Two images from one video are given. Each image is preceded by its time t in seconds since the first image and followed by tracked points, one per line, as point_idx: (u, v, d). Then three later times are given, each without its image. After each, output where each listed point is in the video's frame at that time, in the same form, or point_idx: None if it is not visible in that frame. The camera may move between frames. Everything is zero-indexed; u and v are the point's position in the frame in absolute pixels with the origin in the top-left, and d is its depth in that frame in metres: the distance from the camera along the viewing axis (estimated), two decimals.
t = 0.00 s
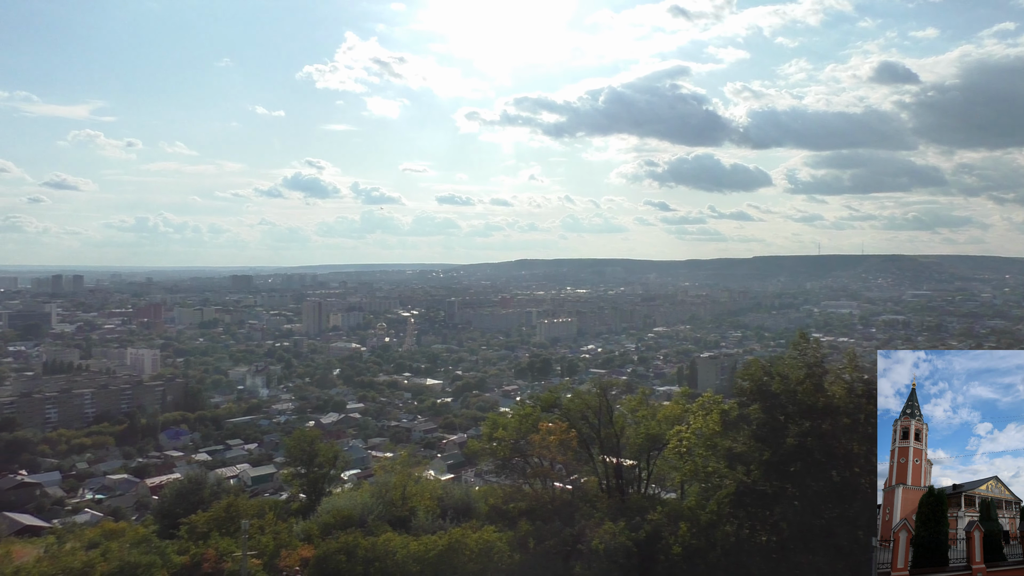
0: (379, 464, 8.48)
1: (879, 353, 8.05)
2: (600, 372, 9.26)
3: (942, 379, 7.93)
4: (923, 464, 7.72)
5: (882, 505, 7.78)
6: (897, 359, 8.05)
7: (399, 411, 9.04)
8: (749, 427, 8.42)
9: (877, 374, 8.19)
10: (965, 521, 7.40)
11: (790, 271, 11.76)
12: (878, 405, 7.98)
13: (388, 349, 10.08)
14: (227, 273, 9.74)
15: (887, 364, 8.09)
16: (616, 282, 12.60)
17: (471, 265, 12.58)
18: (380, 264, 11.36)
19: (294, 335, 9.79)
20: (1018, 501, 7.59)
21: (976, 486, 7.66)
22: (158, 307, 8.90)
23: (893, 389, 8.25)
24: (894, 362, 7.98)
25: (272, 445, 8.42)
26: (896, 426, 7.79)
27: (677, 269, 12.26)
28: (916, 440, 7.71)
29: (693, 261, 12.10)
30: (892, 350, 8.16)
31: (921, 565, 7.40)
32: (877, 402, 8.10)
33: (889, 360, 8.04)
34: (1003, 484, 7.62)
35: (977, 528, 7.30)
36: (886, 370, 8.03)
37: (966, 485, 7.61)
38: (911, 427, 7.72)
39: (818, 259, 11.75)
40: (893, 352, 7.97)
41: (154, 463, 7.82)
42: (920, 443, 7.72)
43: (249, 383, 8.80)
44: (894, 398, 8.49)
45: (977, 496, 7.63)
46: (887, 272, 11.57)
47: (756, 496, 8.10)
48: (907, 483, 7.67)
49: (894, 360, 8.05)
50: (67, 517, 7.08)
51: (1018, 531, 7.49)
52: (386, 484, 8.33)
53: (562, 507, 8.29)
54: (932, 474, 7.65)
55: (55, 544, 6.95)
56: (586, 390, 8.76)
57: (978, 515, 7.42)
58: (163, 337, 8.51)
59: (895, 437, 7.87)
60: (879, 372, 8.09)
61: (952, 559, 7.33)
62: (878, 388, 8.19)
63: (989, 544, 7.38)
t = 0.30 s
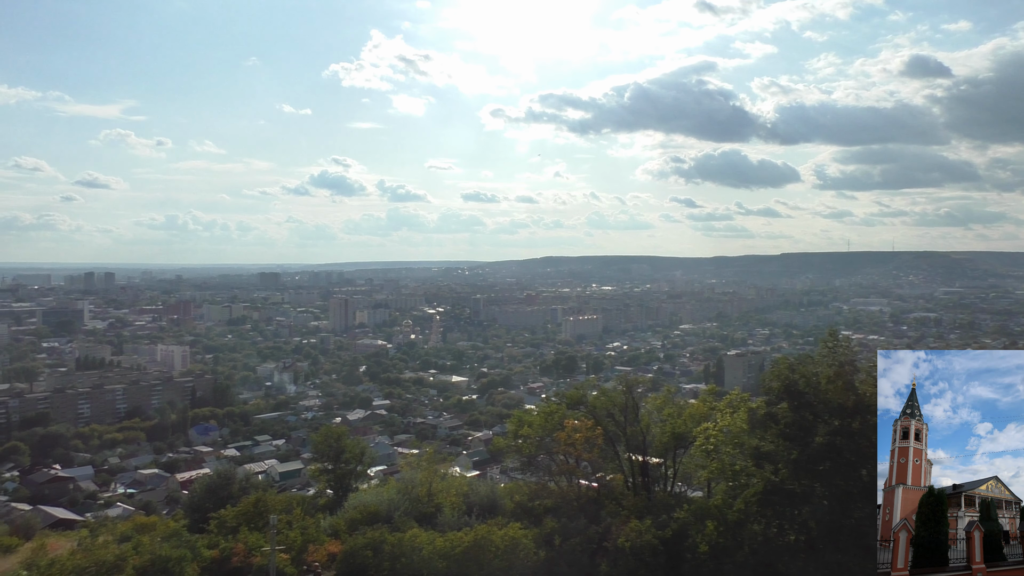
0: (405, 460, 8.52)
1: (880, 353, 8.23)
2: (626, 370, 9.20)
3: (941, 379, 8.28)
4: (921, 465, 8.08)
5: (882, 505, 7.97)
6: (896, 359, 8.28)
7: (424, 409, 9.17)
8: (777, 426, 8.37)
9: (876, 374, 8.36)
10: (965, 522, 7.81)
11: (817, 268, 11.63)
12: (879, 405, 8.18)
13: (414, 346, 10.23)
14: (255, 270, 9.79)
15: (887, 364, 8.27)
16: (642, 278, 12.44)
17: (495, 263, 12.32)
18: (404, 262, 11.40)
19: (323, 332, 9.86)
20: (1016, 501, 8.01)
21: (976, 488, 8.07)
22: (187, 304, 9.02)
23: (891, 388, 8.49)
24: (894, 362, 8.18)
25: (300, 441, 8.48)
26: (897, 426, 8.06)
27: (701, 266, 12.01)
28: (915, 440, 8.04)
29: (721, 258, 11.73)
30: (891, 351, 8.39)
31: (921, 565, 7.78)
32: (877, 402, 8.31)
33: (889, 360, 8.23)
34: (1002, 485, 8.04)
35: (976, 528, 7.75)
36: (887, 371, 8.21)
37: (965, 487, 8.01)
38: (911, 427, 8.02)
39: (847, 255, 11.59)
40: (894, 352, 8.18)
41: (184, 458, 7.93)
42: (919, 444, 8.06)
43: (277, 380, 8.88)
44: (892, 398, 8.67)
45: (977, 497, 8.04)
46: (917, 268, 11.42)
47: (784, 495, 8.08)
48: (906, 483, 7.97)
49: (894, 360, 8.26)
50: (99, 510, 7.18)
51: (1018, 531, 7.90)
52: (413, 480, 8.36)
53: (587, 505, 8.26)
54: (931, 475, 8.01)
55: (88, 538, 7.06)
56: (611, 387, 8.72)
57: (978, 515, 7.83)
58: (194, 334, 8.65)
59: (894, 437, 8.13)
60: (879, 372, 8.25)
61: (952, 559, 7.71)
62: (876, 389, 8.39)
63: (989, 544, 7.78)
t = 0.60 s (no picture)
0: (428, 459, 8.53)
1: (880, 353, 8.21)
2: (650, 368, 9.18)
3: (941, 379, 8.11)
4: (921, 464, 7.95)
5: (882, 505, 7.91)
6: (896, 359, 8.26)
7: (448, 407, 9.22)
8: (804, 425, 8.34)
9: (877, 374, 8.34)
10: (965, 521, 7.63)
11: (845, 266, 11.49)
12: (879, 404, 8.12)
13: (437, 344, 10.26)
14: (281, 269, 9.93)
15: (887, 365, 8.27)
16: (667, 277, 12.05)
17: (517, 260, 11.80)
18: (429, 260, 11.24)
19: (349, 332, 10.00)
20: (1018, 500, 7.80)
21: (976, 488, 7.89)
22: (213, 302, 9.23)
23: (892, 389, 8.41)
24: (894, 362, 8.15)
25: (324, 438, 8.57)
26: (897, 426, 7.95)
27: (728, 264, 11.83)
28: (916, 440, 7.90)
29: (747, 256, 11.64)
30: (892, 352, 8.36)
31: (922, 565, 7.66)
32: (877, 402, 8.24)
33: (889, 359, 8.20)
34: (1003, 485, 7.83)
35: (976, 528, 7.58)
36: (886, 370, 8.20)
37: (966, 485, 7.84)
38: (911, 427, 7.89)
39: (876, 252, 11.38)
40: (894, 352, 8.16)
41: (211, 455, 8.03)
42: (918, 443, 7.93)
43: (302, 377, 9.02)
44: (893, 400, 8.58)
45: (978, 496, 7.85)
46: (947, 266, 11.25)
47: (811, 496, 8.03)
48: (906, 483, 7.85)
49: (894, 360, 8.23)
50: (128, 506, 7.28)
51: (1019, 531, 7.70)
52: (436, 478, 8.37)
53: (611, 504, 8.21)
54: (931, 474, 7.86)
55: (118, 533, 7.11)
56: (635, 386, 8.68)
57: (978, 515, 7.65)
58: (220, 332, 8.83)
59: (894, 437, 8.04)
60: (879, 372, 8.25)
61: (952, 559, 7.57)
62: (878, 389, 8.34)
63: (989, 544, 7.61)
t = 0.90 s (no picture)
0: (452, 457, 8.56)
1: (879, 353, 8.10)
2: (674, 368, 9.18)
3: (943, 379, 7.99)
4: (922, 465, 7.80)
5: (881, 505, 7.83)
6: (897, 359, 8.12)
7: (472, 406, 9.31)
8: (830, 425, 8.31)
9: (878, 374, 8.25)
10: (964, 521, 7.50)
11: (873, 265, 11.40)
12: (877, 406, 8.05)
13: (460, 343, 10.36)
14: (305, 268, 10.29)
15: (887, 364, 8.14)
16: (690, 275, 12.16)
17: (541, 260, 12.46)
18: (453, 259, 11.44)
19: (371, 330, 10.15)
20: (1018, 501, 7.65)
21: (973, 488, 7.75)
22: (239, 301, 9.38)
23: (893, 389, 8.32)
24: (894, 362, 8.04)
25: (349, 436, 8.68)
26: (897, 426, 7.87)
27: (751, 261, 11.89)
28: (916, 440, 7.77)
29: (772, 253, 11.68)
30: (893, 351, 8.24)
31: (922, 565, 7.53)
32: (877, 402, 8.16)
33: (889, 359, 8.09)
34: (1001, 486, 7.68)
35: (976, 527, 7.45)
36: (886, 370, 8.08)
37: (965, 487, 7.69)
38: (910, 427, 7.78)
39: (902, 250, 11.27)
40: (893, 352, 8.05)
41: (237, 452, 8.14)
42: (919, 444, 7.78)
43: (326, 375, 9.14)
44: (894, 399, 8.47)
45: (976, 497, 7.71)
46: (979, 265, 11.09)
47: (837, 496, 7.97)
48: (907, 483, 7.74)
49: (894, 360, 8.11)
50: (157, 503, 7.31)
51: (1019, 532, 7.56)
52: (460, 476, 8.36)
53: (636, 504, 8.14)
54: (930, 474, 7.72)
55: (147, 529, 7.15)
56: (659, 385, 8.66)
57: (978, 515, 7.52)
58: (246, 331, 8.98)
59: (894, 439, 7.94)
60: (879, 372, 8.13)
61: (951, 560, 7.43)
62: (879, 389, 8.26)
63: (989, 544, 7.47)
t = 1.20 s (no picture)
0: (475, 456, 8.62)
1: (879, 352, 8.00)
2: (698, 367, 9.27)
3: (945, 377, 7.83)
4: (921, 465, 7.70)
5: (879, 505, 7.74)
6: (897, 358, 8.01)
7: (494, 404, 9.52)
8: (856, 424, 8.21)
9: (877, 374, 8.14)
10: (964, 521, 7.43)
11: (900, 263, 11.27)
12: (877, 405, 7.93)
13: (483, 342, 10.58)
14: (328, 268, 10.18)
15: (887, 364, 8.02)
16: (714, 273, 12.21)
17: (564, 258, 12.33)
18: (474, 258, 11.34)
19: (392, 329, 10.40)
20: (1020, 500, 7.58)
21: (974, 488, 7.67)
22: (265, 300, 9.71)
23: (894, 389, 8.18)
24: (893, 361, 7.94)
25: (372, 434, 8.77)
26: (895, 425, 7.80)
27: (777, 260, 11.70)
28: (915, 440, 7.68)
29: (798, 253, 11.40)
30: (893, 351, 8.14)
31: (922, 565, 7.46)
32: (878, 402, 8.04)
33: (889, 359, 7.98)
34: (1003, 484, 7.60)
35: (976, 527, 7.39)
36: (885, 370, 7.98)
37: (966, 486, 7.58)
38: (910, 427, 7.68)
39: (930, 249, 11.12)
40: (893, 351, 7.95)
41: (262, 449, 8.27)
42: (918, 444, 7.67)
43: (349, 373, 9.39)
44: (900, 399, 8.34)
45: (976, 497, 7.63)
46: (1010, 263, 10.91)
47: (864, 497, 7.81)
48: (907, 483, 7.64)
49: (894, 360, 8.01)
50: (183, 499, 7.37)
51: (1019, 532, 7.50)
52: (483, 475, 8.39)
53: (659, 503, 8.05)
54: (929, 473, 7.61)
55: (173, 526, 7.01)
56: (682, 385, 8.67)
57: (978, 515, 7.45)
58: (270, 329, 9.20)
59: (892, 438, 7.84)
60: (879, 371, 8.04)
61: (951, 560, 7.37)
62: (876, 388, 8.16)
63: (989, 545, 7.44)
